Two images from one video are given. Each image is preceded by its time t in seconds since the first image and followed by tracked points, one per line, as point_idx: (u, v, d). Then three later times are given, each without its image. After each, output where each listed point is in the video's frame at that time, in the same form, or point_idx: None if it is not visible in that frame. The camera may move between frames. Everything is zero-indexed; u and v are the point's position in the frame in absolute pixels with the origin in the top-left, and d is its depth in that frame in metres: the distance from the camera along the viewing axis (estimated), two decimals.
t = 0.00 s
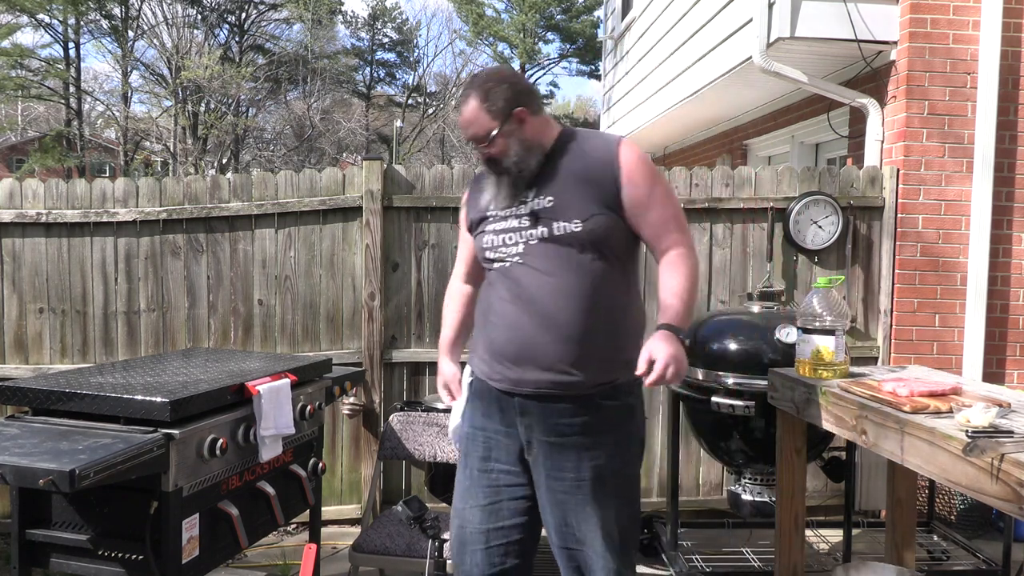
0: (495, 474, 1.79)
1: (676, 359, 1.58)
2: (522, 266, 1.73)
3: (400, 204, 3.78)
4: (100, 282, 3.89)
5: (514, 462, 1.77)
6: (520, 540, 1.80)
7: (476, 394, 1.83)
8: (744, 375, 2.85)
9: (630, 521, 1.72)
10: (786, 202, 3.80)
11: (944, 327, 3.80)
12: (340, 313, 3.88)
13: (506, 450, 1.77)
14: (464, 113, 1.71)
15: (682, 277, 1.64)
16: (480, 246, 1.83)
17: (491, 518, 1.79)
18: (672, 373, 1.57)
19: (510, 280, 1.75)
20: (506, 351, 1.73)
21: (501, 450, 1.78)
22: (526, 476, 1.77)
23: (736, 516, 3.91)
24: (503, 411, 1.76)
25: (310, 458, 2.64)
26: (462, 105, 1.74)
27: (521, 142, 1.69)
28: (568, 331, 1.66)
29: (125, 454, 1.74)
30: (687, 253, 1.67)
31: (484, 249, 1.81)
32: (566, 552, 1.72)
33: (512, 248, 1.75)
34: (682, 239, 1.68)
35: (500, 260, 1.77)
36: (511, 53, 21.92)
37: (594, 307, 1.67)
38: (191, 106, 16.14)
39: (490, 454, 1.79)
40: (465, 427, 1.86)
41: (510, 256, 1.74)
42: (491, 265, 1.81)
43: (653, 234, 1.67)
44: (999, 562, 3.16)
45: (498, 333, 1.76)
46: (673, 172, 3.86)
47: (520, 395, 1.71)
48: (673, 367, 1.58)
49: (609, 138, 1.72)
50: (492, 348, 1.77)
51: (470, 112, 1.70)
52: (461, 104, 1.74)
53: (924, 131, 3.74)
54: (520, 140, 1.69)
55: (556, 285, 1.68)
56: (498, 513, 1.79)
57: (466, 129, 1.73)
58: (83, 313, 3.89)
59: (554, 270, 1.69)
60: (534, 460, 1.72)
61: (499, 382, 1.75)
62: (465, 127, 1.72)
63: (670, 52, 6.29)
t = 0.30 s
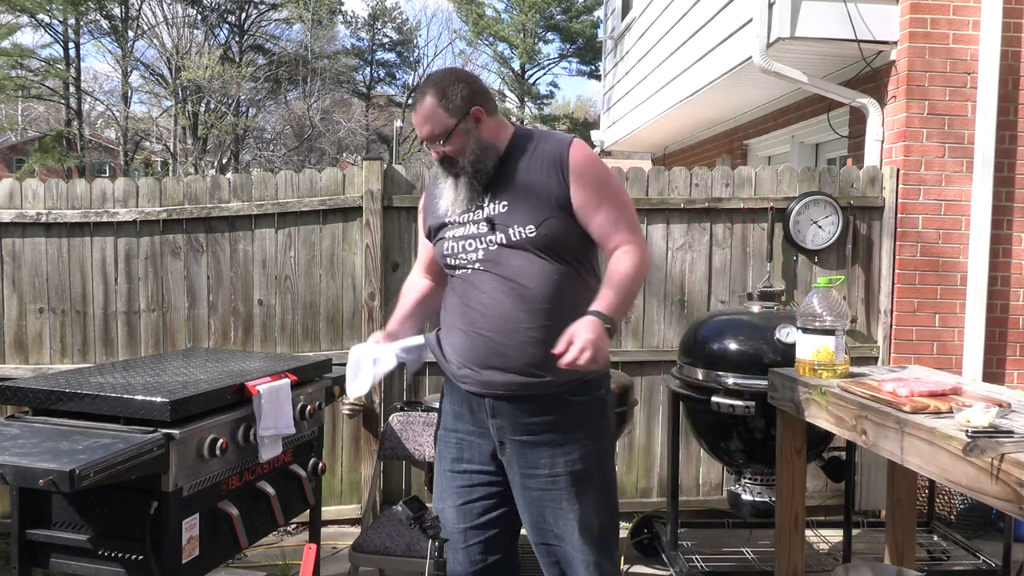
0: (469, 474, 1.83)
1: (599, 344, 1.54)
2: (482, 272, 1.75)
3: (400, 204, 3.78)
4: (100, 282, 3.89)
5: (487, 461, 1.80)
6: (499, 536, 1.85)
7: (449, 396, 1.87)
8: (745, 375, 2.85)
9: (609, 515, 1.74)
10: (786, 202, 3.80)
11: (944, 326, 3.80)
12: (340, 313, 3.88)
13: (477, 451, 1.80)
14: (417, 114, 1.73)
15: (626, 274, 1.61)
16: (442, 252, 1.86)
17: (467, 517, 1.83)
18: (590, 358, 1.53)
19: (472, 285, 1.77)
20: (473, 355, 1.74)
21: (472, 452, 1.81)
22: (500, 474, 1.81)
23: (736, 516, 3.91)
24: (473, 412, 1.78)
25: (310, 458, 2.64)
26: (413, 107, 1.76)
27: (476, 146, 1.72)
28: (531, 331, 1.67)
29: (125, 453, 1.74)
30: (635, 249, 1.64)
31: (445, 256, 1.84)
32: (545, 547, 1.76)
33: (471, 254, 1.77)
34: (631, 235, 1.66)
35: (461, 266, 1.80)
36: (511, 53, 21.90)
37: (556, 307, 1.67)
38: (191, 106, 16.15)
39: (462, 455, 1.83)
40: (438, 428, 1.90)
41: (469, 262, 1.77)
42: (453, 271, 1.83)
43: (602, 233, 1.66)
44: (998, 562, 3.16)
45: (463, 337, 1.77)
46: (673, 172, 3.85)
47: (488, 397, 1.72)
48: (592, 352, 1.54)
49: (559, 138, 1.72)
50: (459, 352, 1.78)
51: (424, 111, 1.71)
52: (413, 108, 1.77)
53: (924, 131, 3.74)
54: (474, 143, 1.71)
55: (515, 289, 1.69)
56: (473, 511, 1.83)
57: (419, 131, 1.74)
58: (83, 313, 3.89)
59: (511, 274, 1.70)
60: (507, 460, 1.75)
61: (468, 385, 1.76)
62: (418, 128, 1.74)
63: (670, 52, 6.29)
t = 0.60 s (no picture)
0: (468, 475, 1.83)
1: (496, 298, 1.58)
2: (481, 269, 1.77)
3: (400, 204, 3.78)
4: (100, 282, 3.89)
5: (488, 460, 1.81)
6: (498, 536, 1.86)
7: (445, 397, 1.87)
8: (745, 375, 2.85)
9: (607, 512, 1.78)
10: (786, 202, 3.80)
11: (944, 327, 3.80)
12: (340, 313, 3.88)
13: (477, 451, 1.81)
14: (464, 58, 1.75)
15: (597, 280, 1.66)
16: (436, 245, 1.86)
17: (469, 518, 1.83)
18: (473, 305, 1.58)
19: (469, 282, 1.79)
20: (474, 352, 1.77)
21: (472, 452, 1.82)
22: (501, 472, 1.83)
23: (736, 516, 3.91)
24: (473, 410, 1.80)
25: (310, 458, 2.64)
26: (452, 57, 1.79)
27: (492, 134, 1.75)
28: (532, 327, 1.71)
29: (125, 454, 1.74)
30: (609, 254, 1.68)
31: (440, 250, 1.85)
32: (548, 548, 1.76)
33: (471, 249, 1.79)
34: (612, 240, 1.69)
35: (459, 261, 1.81)
36: (511, 53, 21.87)
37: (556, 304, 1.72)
38: (191, 106, 16.14)
39: (461, 456, 1.83)
40: (435, 432, 1.90)
41: (469, 257, 1.79)
42: (447, 265, 1.84)
43: (582, 236, 1.69)
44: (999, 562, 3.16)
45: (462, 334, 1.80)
46: (673, 172, 3.85)
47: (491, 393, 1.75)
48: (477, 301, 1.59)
49: (562, 139, 1.77)
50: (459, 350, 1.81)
51: (468, 61, 1.75)
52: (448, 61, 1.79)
53: (925, 131, 3.74)
54: (496, 129, 1.75)
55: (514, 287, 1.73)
56: (475, 512, 1.83)
57: (458, 78, 1.76)
58: (83, 313, 3.89)
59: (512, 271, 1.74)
60: (510, 457, 1.77)
61: (470, 383, 1.79)
62: (463, 70, 1.75)
63: (670, 52, 6.29)
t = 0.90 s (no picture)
0: (477, 475, 1.82)
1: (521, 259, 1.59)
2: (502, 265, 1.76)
3: (400, 204, 3.78)
4: (100, 282, 3.89)
5: (497, 460, 1.80)
6: (502, 536, 1.86)
7: (455, 395, 1.84)
8: (745, 375, 2.85)
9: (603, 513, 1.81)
10: (786, 202, 3.80)
11: (944, 327, 3.80)
12: (340, 313, 3.88)
13: (488, 450, 1.80)
14: (507, 52, 1.79)
15: (615, 278, 1.68)
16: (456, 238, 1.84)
17: (476, 518, 1.82)
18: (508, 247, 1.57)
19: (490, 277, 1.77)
20: (491, 350, 1.75)
21: (483, 451, 1.80)
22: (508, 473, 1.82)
23: (736, 516, 3.91)
24: (487, 408, 1.78)
25: (310, 458, 2.64)
26: (493, 51, 1.82)
27: (526, 129, 1.77)
28: (552, 327, 1.72)
29: (125, 454, 1.74)
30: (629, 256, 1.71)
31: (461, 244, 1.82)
32: (545, 547, 1.77)
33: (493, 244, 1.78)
34: (632, 244, 1.73)
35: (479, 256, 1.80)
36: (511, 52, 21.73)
37: (574, 308, 1.75)
38: (191, 106, 16.14)
39: (471, 455, 1.82)
40: (443, 430, 1.87)
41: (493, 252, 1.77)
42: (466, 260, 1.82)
43: (604, 237, 1.73)
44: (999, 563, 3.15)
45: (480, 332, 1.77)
46: (674, 172, 3.85)
47: (505, 392, 1.75)
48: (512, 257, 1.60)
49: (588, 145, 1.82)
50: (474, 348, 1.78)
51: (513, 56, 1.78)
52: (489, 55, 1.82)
53: (925, 131, 3.74)
54: (530, 124, 1.78)
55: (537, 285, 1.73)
56: (482, 512, 1.83)
57: (500, 69, 1.78)
58: (83, 313, 3.89)
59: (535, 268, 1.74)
60: (519, 458, 1.76)
61: (483, 383, 1.77)
62: (505, 63, 1.77)
63: (670, 52, 6.29)
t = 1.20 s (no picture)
0: (488, 468, 1.81)
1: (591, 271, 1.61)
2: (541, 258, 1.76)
3: (400, 204, 3.78)
4: (100, 282, 3.89)
5: (509, 455, 1.80)
6: (505, 531, 1.85)
7: (472, 386, 1.84)
8: (745, 375, 2.85)
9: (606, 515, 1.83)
10: (786, 202, 3.80)
11: (944, 327, 3.80)
12: (339, 313, 3.88)
13: (502, 444, 1.80)
14: (554, 50, 1.83)
15: (665, 280, 1.76)
16: (495, 231, 1.82)
17: (482, 511, 1.82)
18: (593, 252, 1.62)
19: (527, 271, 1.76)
20: (517, 347, 1.76)
21: (495, 445, 1.80)
22: (518, 468, 1.83)
23: (736, 516, 3.91)
24: (504, 405, 1.77)
25: (310, 458, 2.64)
26: (539, 50, 1.86)
27: (572, 128, 1.81)
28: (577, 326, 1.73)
29: (125, 453, 1.74)
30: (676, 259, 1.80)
31: (500, 236, 1.81)
32: (553, 545, 1.77)
33: (535, 238, 1.77)
34: (676, 249, 1.82)
35: (519, 249, 1.79)
36: (512, 53, 22.51)
37: (599, 308, 1.76)
38: (191, 106, 16.13)
39: (483, 447, 1.81)
40: (457, 421, 1.87)
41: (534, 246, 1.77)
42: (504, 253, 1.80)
43: (653, 241, 1.80)
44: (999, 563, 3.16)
45: (508, 329, 1.78)
46: (674, 172, 3.85)
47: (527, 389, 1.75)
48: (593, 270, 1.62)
49: (628, 151, 1.88)
50: (501, 344, 1.78)
51: (561, 54, 1.82)
52: (535, 54, 1.87)
53: (925, 131, 3.74)
54: (576, 123, 1.82)
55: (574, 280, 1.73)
56: (488, 506, 1.82)
57: (548, 67, 1.82)
58: (83, 313, 3.89)
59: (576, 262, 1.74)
60: (533, 454, 1.77)
61: (499, 379, 1.78)
62: (553, 62, 1.82)
63: (671, 52, 6.29)
